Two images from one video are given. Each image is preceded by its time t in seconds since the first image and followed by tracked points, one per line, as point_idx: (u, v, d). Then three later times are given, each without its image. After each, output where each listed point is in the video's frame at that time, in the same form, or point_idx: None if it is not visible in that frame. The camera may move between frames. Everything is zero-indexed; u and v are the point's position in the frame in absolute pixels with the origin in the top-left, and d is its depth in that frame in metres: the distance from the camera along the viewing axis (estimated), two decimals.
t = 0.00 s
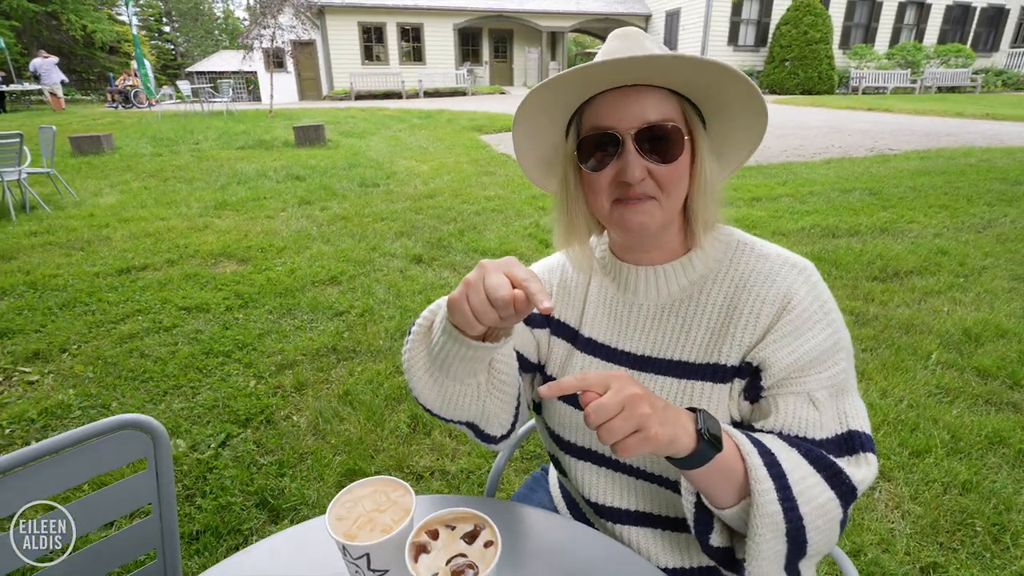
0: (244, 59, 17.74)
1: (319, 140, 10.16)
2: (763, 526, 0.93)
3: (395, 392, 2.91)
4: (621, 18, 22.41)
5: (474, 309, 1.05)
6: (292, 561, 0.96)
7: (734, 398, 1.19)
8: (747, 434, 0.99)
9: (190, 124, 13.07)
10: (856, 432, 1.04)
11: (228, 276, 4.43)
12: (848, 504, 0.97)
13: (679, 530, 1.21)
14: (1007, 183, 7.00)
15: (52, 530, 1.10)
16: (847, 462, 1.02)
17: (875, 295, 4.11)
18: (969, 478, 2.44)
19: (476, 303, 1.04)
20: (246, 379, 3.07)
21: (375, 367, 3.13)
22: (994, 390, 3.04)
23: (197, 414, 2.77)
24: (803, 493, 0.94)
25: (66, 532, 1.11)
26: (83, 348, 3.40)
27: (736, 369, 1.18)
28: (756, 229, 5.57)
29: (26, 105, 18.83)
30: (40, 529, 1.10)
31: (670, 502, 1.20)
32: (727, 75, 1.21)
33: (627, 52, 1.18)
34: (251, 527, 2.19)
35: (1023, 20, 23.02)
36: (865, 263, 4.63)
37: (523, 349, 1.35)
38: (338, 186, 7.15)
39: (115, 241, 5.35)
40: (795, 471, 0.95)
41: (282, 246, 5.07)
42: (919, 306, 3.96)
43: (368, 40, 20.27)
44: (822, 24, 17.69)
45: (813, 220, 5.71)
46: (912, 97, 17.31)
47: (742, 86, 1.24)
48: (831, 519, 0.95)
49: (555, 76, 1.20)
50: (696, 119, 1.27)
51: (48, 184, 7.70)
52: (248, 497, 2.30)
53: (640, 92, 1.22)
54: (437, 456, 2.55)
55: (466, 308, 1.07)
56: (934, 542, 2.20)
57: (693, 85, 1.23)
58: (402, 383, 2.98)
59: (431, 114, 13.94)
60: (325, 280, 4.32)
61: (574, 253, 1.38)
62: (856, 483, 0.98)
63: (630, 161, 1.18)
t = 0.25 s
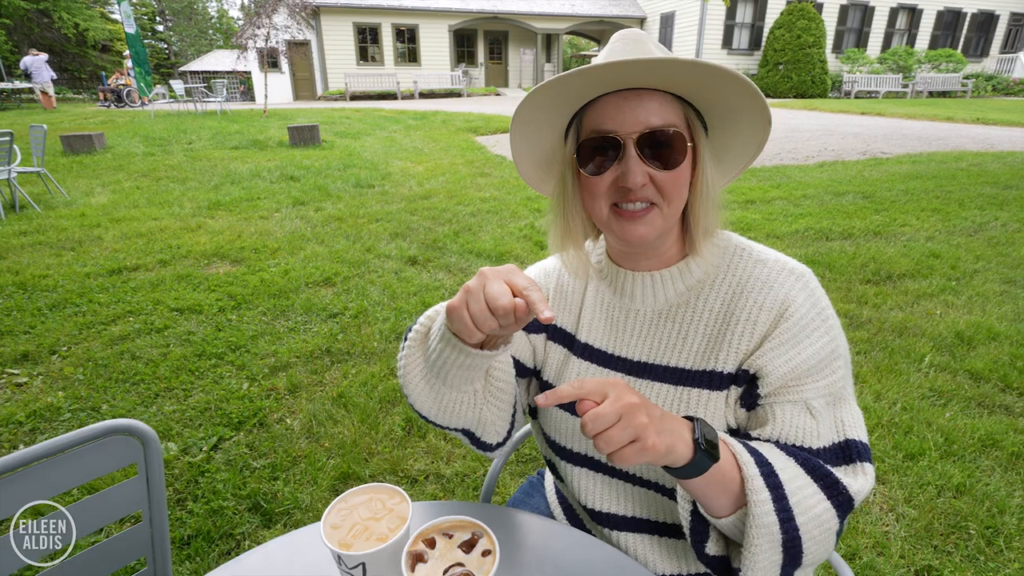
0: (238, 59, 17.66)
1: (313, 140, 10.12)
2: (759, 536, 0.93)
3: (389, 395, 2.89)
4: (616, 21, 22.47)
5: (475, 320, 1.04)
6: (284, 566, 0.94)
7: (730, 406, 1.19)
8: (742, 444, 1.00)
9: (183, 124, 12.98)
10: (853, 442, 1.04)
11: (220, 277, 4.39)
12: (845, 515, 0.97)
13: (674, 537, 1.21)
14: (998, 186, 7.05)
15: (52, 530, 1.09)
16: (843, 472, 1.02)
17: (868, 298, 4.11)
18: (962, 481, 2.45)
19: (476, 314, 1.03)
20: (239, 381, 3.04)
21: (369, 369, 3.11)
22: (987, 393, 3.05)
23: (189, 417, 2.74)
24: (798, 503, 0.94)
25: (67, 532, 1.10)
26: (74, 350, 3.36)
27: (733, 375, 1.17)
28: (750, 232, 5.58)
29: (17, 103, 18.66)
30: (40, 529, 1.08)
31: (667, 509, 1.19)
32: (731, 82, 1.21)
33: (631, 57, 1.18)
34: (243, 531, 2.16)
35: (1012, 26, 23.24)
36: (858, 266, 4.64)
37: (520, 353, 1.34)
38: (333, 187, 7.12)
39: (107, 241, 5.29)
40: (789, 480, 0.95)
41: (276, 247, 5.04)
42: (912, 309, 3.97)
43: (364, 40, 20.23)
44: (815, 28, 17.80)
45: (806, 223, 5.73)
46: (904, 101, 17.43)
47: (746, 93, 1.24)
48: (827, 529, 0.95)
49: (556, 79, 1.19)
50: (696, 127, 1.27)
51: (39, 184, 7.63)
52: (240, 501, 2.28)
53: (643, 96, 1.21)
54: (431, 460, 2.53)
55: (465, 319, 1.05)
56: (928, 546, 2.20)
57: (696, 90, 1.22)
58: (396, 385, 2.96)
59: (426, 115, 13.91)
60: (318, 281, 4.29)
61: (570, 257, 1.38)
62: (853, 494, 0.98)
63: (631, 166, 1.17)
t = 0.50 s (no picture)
0: (233, 59, 17.58)
1: (307, 141, 10.07)
2: (765, 544, 0.91)
3: (384, 397, 2.86)
4: (611, 23, 22.53)
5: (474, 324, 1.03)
6: None
7: (732, 411, 1.17)
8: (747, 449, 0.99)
9: (177, 124, 12.90)
10: (857, 445, 1.03)
11: (213, 279, 4.35)
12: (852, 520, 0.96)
13: (674, 544, 1.19)
14: (990, 190, 7.09)
15: (52, 529, 1.08)
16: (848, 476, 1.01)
17: (863, 300, 4.12)
18: (958, 484, 2.45)
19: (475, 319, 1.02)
20: (232, 384, 3.01)
21: (363, 372, 3.09)
22: (982, 395, 3.04)
23: (181, 421, 2.71)
24: (805, 508, 0.92)
25: (67, 532, 1.09)
26: (64, 352, 3.32)
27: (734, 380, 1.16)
28: (745, 235, 5.58)
29: (8, 102, 18.51)
30: (40, 529, 1.08)
31: (667, 516, 1.18)
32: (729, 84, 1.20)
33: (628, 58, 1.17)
34: (235, 537, 2.13)
35: (1002, 31, 23.45)
36: (853, 269, 4.65)
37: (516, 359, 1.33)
38: (327, 188, 7.09)
39: (98, 242, 5.24)
40: (795, 486, 0.94)
41: (270, 248, 5.00)
42: (906, 311, 3.97)
43: (359, 41, 20.21)
44: (808, 32, 17.90)
45: (801, 225, 5.74)
46: (896, 104, 17.54)
47: (743, 96, 1.23)
48: (835, 534, 0.94)
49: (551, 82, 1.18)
50: (695, 129, 1.26)
51: (30, 184, 7.56)
52: (232, 506, 2.25)
53: (640, 99, 1.20)
54: (426, 463, 2.51)
55: (464, 324, 1.04)
56: (925, 549, 2.20)
57: (693, 92, 1.21)
58: (391, 388, 2.94)
59: (421, 116, 13.89)
60: (313, 283, 4.26)
61: (566, 262, 1.36)
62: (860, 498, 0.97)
63: (629, 170, 1.16)
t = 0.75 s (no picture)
0: (230, 59, 17.52)
1: (305, 141, 10.04)
2: (771, 548, 0.90)
3: (381, 400, 2.84)
4: (610, 24, 22.53)
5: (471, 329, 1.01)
6: None
7: (734, 412, 1.15)
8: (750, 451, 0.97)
9: (174, 124, 12.84)
10: (863, 444, 1.02)
11: (210, 280, 4.32)
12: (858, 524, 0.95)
13: (675, 551, 1.18)
14: (988, 190, 7.09)
15: (52, 530, 1.07)
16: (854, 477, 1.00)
17: (861, 301, 4.11)
18: (958, 486, 2.44)
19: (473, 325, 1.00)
20: (227, 387, 2.98)
21: (360, 374, 3.06)
22: (981, 397, 3.03)
23: (176, 424, 2.69)
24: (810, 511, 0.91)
25: (66, 533, 1.08)
26: (58, 354, 3.30)
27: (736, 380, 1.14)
28: (744, 235, 5.57)
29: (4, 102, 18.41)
30: (41, 529, 1.07)
31: (669, 523, 1.17)
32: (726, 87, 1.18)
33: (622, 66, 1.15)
34: (230, 542, 2.11)
35: (999, 31, 23.50)
36: (851, 270, 4.63)
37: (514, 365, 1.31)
38: (325, 188, 7.06)
39: (94, 243, 5.21)
40: (798, 489, 0.92)
41: (267, 250, 4.98)
42: (905, 313, 3.96)
43: (356, 41, 20.17)
44: (806, 32, 17.93)
45: (799, 226, 5.73)
46: (894, 105, 17.56)
47: (740, 98, 1.21)
48: (840, 538, 0.93)
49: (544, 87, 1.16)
50: (691, 131, 1.25)
51: (25, 184, 7.51)
52: (227, 511, 2.22)
53: (635, 104, 1.18)
54: (424, 467, 2.49)
55: (460, 331, 1.01)
56: (925, 553, 2.19)
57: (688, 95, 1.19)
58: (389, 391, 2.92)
59: (419, 117, 13.86)
60: (310, 284, 4.24)
61: (562, 268, 1.35)
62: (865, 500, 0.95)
63: (626, 175, 1.15)
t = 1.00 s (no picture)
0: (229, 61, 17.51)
1: (303, 142, 10.03)
2: (798, 557, 0.90)
3: (378, 401, 2.83)
4: (608, 25, 22.54)
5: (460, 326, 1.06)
6: None
7: (745, 417, 1.14)
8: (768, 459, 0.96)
9: (172, 125, 12.83)
10: (884, 445, 0.99)
11: (206, 281, 4.31)
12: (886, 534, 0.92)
13: (676, 554, 1.16)
14: (986, 191, 7.09)
15: (52, 530, 1.07)
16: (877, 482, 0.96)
17: (860, 301, 4.10)
18: (957, 487, 2.42)
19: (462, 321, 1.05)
20: (223, 389, 2.96)
21: (358, 375, 3.05)
22: (980, 397, 3.01)
23: (171, 426, 2.67)
24: (836, 520, 0.89)
25: (66, 532, 1.08)
26: (53, 356, 3.28)
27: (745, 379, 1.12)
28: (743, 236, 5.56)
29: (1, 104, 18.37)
30: (40, 530, 1.06)
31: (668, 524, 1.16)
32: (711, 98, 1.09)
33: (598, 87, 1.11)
34: (226, 545, 2.10)
35: (997, 32, 23.54)
36: (850, 270, 4.62)
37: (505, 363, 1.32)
38: (323, 189, 7.05)
39: (90, 244, 5.19)
40: (823, 498, 0.90)
41: (265, 251, 4.96)
42: (904, 313, 3.95)
43: (355, 43, 20.18)
44: (804, 34, 17.95)
45: (798, 226, 5.73)
46: (892, 106, 17.58)
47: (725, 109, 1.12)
48: (870, 548, 0.90)
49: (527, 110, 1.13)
50: (681, 137, 1.17)
51: (22, 185, 7.49)
52: (223, 513, 2.21)
53: (613, 119, 1.13)
54: (421, 469, 2.48)
55: (446, 323, 1.06)
56: (925, 554, 2.17)
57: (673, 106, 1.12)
58: (386, 392, 2.90)
59: (418, 118, 13.86)
60: (307, 285, 4.22)
61: (557, 270, 1.33)
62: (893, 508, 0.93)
63: (608, 196, 1.12)
